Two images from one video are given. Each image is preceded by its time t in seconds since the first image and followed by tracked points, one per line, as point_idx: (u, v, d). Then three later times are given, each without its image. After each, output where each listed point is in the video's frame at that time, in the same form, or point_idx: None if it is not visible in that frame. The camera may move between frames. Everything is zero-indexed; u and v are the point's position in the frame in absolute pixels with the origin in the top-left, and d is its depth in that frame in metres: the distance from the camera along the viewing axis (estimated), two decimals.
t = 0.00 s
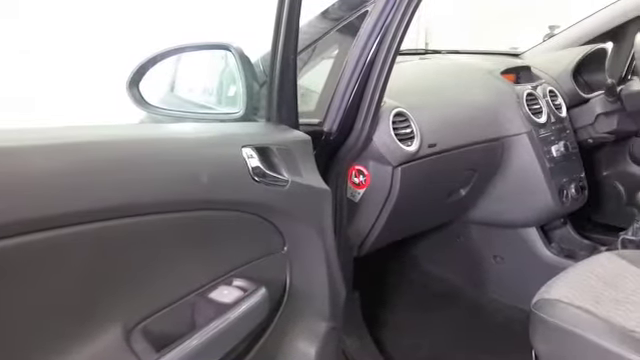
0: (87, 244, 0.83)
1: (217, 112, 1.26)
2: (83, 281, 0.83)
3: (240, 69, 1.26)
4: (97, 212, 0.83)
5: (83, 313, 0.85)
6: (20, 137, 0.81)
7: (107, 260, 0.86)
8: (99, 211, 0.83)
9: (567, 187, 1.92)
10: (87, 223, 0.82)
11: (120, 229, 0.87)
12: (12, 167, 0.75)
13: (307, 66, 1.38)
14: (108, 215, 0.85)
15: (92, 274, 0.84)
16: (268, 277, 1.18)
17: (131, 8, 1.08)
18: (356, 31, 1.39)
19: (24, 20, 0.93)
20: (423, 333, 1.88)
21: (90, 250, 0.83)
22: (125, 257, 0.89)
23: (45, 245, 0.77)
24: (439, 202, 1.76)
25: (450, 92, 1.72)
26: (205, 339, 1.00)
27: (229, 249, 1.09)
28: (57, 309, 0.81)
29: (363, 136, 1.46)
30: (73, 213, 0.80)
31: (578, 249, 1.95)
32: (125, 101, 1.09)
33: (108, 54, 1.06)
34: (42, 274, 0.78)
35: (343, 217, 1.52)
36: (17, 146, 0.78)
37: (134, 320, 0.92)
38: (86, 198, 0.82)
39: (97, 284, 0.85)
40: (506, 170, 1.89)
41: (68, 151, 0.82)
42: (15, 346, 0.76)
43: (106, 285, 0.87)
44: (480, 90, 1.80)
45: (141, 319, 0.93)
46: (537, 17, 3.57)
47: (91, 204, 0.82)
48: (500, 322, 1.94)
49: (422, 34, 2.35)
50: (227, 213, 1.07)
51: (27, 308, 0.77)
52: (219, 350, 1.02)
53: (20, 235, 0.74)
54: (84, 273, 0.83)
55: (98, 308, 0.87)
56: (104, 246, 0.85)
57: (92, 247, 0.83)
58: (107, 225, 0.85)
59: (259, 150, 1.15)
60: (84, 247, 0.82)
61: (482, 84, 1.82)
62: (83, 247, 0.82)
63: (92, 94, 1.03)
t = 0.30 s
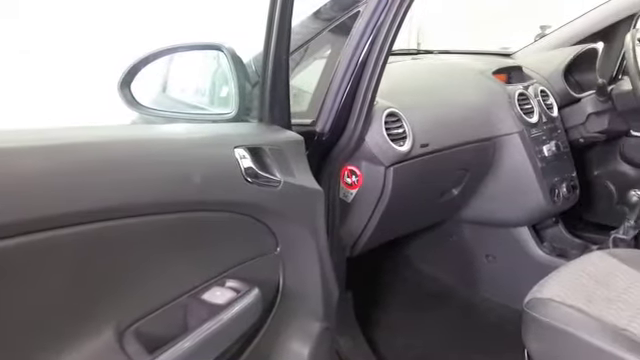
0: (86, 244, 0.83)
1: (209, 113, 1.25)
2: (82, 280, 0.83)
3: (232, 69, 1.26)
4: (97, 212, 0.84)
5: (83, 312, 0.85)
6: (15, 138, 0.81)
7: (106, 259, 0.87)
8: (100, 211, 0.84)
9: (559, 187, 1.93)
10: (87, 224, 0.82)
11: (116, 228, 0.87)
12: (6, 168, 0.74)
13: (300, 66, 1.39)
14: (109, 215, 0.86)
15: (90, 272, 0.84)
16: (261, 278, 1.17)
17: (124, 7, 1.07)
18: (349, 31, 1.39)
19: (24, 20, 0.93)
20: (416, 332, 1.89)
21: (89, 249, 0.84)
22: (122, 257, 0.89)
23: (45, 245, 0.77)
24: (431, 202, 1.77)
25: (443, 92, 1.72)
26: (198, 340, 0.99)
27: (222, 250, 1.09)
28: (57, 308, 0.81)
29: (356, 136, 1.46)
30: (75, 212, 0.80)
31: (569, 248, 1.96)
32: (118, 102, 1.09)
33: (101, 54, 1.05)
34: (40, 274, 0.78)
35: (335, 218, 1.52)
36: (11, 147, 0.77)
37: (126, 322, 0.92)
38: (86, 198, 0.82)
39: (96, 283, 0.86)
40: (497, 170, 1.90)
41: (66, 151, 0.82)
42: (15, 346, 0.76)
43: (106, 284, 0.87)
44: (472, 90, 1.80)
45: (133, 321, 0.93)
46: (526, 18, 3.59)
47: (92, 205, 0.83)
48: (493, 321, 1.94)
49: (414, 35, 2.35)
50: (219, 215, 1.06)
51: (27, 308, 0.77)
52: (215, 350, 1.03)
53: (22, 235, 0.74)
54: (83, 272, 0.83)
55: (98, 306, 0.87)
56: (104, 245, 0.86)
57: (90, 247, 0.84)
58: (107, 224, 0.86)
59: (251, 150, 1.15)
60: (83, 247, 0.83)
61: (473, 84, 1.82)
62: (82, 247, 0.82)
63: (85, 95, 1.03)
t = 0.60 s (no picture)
0: (85, 244, 0.83)
1: (200, 113, 1.25)
2: (80, 279, 0.83)
3: (224, 69, 1.25)
4: (91, 213, 0.83)
5: (82, 312, 0.85)
6: (7, 139, 0.80)
7: (105, 259, 0.87)
8: (100, 211, 0.84)
9: (550, 186, 1.94)
10: (87, 224, 0.83)
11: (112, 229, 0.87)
12: None
13: (290, 66, 1.38)
14: (111, 214, 0.86)
15: (89, 272, 0.84)
16: (254, 279, 1.17)
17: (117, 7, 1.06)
18: (340, 31, 1.39)
19: (24, 19, 0.93)
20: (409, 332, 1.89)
21: (88, 249, 0.84)
22: (121, 257, 0.89)
23: (44, 245, 0.77)
24: (423, 201, 1.77)
25: (434, 92, 1.72)
26: (191, 342, 0.99)
27: (215, 251, 1.08)
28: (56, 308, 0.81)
29: (348, 136, 1.46)
30: (78, 212, 0.81)
31: (561, 246, 1.98)
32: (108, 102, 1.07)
33: (93, 55, 1.05)
34: (36, 275, 0.77)
35: (327, 217, 1.51)
36: (4, 148, 0.77)
37: (117, 324, 0.90)
38: (85, 199, 0.82)
39: (95, 283, 0.86)
40: (489, 169, 1.90)
41: (63, 152, 0.82)
42: (15, 346, 0.75)
43: (105, 283, 0.87)
44: (463, 90, 1.81)
45: (124, 323, 0.92)
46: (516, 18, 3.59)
47: (95, 205, 0.83)
48: (485, 320, 1.95)
49: (405, 35, 2.35)
50: (212, 216, 1.06)
51: (27, 309, 0.77)
52: (206, 351, 1.02)
53: (24, 235, 0.74)
54: (82, 272, 0.83)
55: (97, 306, 0.87)
56: (103, 245, 0.86)
57: (90, 247, 0.84)
58: (105, 225, 0.86)
59: (243, 150, 1.15)
60: (83, 246, 0.83)
61: (465, 84, 1.83)
62: (81, 246, 0.82)
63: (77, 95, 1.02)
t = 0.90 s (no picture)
0: (83, 245, 0.84)
1: (191, 114, 1.24)
2: (79, 280, 0.84)
3: (214, 69, 1.25)
4: (80, 214, 0.82)
5: (80, 312, 0.85)
6: None
7: (102, 260, 0.88)
8: (90, 213, 0.84)
9: (541, 185, 1.94)
10: (85, 224, 0.84)
11: (108, 230, 0.88)
12: None
13: (281, 68, 1.38)
14: (111, 216, 0.88)
15: (87, 270, 0.85)
16: (245, 279, 1.17)
17: (111, 7, 1.05)
18: (331, 31, 1.39)
19: (24, 17, 0.93)
20: (402, 331, 1.89)
21: (88, 249, 0.85)
22: (119, 256, 0.90)
23: (44, 244, 0.78)
24: (414, 201, 1.77)
25: (426, 91, 1.73)
26: (182, 344, 0.98)
27: (205, 253, 1.08)
28: (56, 305, 0.82)
29: (339, 137, 1.46)
30: (79, 213, 0.82)
31: (552, 246, 2.00)
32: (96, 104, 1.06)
33: (84, 56, 1.04)
34: (34, 274, 0.77)
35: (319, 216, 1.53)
36: None
37: (107, 327, 0.90)
38: (84, 200, 0.83)
39: (93, 283, 0.87)
40: (480, 168, 1.90)
41: (65, 154, 0.83)
42: (15, 345, 0.76)
43: (105, 281, 0.88)
44: (454, 90, 1.81)
45: (115, 325, 0.91)
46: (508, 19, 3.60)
47: (98, 205, 0.85)
48: (477, 319, 1.95)
49: (396, 35, 2.35)
50: (203, 217, 1.06)
51: (26, 307, 0.77)
52: (200, 350, 1.01)
53: (25, 235, 0.75)
54: (80, 272, 0.84)
55: (97, 305, 0.88)
56: (102, 245, 0.87)
57: (88, 247, 0.85)
58: (99, 226, 0.86)
59: (234, 151, 1.14)
60: (81, 247, 0.84)
61: (456, 84, 1.83)
62: (81, 247, 0.84)
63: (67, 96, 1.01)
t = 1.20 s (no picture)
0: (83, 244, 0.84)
1: (181, 115, 1.23)
2: (79, 279, 0.85)
3: (205, 71, 1.24)
4: (72, 215, 0.82)
5: (78, 312, 0.86)
6: None
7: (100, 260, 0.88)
8: (82, 214, 0.83)
9: (531, 184, 1.95)
10: (85, 225, 0.84)
11: (107, 230, 0.88)
12: None
13: (272, 68, 1.38)
14: (111, 216, 0.89)
15: (87, 270, 0.86)
16: (238, 280, 1.17)
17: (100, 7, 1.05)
18: (322, 31, 1.39)
19: (24, 17, 0.93)
20: (395, 331, 1.89)
21: (88, 249, 0.85)
22: (118, 256, 0.91)
23: (45, 244, 0.79)
24: (405, 201, 1.77)
25: (417, 91, 1.73)
26: (174, 345, 0.98)
27: (195, 255, 1.07)
28: (56, 305, 0.82)
29: (331, 134, 1.46)
30: (72, 214, 0.82)
31: (543, 245, 2.00)
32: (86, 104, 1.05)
33: (73, 55, 1.03)
34: (34, 273, 0.78)
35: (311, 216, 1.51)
36: None
37: (97, 330, 0.89)
38: (84, 200, 0.84)
39: (92, 283, 0.87)
40: (471, 167, 1.91)
41: (65, 154, 0.84)
42: (15, 345, 0.76)
43: (101, 281, 0.88)
44: (445, 89, 1.81)
45: (105, 327, 0.91)
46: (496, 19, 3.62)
47: (95, 205, 0.85)
48: (469, 318, 1.96)
49: (386, 35, 2.35)
50: (195, 218, 1.05)
51: (25, 307, 0.77)
52: (193, 351, 1.01)
53: (25, 235, 0.75)
54: (80, 272, 0.84)
55: (97, 305, 0.89)
56: (102, 245, 0.88)
57: (89, 247, 0.85)
58: (95, 226, 0.86)
59: (226, 151, 1.14)
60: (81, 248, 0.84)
61: (446, 84, 1.83)
62: (81, 247, 0.84)
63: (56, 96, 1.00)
